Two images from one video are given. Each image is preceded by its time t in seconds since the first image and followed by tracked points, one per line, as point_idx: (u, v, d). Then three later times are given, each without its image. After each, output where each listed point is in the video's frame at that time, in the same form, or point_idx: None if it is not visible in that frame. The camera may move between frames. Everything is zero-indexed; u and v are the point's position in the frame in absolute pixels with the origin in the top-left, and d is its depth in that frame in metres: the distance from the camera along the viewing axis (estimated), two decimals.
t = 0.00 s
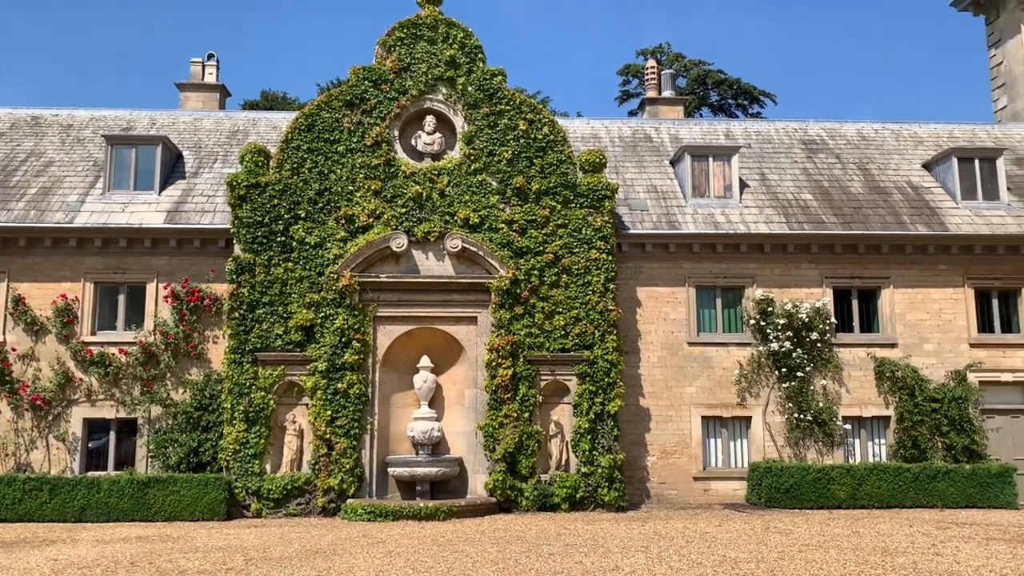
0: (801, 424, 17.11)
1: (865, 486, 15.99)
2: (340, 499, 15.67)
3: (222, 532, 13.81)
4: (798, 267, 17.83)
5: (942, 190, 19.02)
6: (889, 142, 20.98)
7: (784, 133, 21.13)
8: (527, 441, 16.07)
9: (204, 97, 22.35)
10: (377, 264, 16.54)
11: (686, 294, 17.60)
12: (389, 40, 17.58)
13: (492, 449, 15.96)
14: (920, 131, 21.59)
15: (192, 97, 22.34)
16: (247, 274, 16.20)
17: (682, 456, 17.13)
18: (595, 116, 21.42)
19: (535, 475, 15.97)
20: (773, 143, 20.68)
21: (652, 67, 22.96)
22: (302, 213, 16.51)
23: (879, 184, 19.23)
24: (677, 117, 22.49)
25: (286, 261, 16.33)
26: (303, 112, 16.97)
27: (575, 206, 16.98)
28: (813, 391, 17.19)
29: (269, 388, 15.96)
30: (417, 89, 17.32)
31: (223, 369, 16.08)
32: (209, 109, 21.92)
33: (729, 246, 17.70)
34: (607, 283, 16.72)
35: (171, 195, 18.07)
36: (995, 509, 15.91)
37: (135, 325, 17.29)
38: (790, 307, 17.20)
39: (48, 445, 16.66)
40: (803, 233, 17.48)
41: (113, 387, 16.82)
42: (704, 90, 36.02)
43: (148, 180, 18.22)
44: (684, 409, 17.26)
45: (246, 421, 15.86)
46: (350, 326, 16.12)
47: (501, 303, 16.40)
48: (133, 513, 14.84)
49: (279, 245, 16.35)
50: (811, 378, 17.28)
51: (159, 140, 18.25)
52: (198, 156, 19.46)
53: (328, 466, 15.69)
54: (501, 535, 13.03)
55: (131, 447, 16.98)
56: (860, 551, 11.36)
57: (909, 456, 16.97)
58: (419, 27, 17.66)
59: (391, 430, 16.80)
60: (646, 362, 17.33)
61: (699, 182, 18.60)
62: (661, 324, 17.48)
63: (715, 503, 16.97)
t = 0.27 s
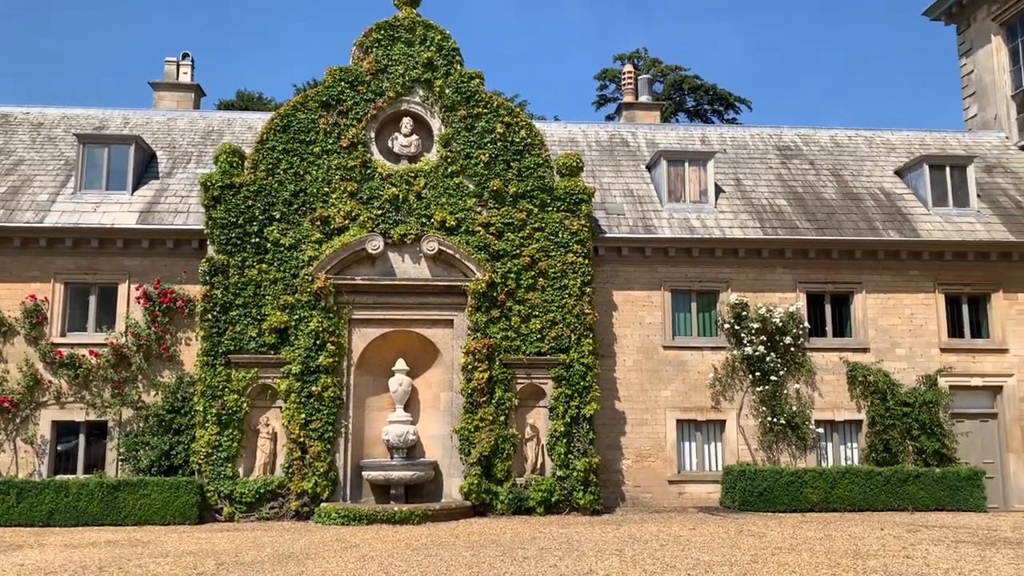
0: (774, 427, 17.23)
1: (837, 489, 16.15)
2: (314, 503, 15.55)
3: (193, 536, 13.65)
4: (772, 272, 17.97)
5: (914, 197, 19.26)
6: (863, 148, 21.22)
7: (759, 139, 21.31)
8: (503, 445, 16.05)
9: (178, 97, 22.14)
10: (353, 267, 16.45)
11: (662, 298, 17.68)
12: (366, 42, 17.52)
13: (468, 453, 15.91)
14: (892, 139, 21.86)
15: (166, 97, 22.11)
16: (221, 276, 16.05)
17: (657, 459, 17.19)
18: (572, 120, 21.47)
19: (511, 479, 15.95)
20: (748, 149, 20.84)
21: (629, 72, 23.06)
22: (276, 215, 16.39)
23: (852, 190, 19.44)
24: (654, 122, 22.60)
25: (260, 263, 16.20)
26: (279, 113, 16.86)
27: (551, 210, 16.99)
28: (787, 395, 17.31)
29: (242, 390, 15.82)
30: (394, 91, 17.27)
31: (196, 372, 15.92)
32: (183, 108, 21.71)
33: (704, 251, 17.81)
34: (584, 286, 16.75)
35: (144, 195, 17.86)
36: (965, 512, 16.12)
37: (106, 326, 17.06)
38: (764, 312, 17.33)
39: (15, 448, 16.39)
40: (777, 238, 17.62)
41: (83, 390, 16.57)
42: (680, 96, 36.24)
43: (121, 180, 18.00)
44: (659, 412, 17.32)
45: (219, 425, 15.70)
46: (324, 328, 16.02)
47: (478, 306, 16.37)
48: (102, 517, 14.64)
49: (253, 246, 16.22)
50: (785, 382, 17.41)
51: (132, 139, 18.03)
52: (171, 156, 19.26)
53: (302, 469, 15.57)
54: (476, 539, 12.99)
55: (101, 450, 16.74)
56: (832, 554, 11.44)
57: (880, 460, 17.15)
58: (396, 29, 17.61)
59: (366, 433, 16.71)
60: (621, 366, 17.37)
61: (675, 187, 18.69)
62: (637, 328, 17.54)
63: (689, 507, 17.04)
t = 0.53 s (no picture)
0: (746, 431, 17.34)
1: (808, 493, 16.28)
2: (285, 507, 15.40)
3: (161, 541, 13.46)
4: (745, 277, 18.10)
5: (884, 204, 19.48)
6: (835, 155, 21.44)
7: (733, 145, 21.47)
8: (476, 449, 16.00)
9: (150, 96, 21.89)
10: (326, 269, 16.34)
11: (636, 302, 17.73)
12: (341, 43, 17.43)
13: (441, 457, 15.86)
14: (863, 146, 22.12)
15: (138, 96, 21.86)
16: (192, 277, 15.87)
17: (631, 463, 17.23)
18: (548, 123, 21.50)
19: (484, 483, 15.91)
20: (721, 154, 20.98)
21: (605, 77, 23.14)
22: (249, 216, 16.25)
23: (824, 196, 19.63)
24: (629, 127, 22.70)
25: (232, 264, 16.04)
26: (252, 113, 16.72)
27: (527, 213, 16.99)
28: (759, 399, 17.43)
29: (213, 393, 15.65)
30: (369, 92, 17.19)
31: (166, 374, 15.72)
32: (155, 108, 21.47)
33: (678, 255, 17.89)
34: (558, 290, 16.75)
35: (115, 195, 17.62)
36: (933, 516, 16.32)
37: (75, 327, 16.80)
38: (737, 316, 17.45)
39: None
40: (750, 243, 17.75)
41: (49, 392, 16.29)
42: (655, 101, 36.43)
43: (91, 179, 17.76)
44: (632, 416, 17.36)
45: (188, 428, 15.51)
46: (297, 331, 15.89)
47: (452, 310, 16.32)
48: (68, 521, 14.38)
49: (225, 248, 16.06)
50: (757, 386, 17.53)
51: (103, 139, 17.82)
52: (142, 155, 19.03)
53: (273, 474, 15.41)
54: (448, 543, 12.93)
55: (67, 454, 16.47)
56: (803, 557, 11.52)
57: (850, 464, 17.31)
58: (372, 30, 17.53)
59: (338, 437, 16.60)
60: (595, 370, 17.40)
61: (649, 192, 18.76)
62: (611, 331, 17.57)
63: (662, 510, 17.09)
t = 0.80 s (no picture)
0: (723, 435, 17.41)
1: (784, 497, 16.38)
2: (260, 512, 15.25)
3: (133, 547, 13.27)
4: (722, 282, 18.19)
5: (860, 210, 19.65)
6: (811, 161, 21.62)
7: (711, 150, 21.58)
8: (454, 453, 15.93)
9: (125, 96, 21.65)
10: (302, 272, 16.21)
11: (614, 306, 17.76)
12: (319, 44, 17.33)
13: (418, 461, 15.78)
14: (839, 152, 22.31)
15: (112, 96, 21.61)
16: (166, 280, 15.70)
17: (608, 467, 17.24)
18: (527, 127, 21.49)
19: (461, 487, 15.84)
20: (699, 159, 21.08)
21: (584, 81, 23.19)
22: (225, 218, 16.10)
23: (801, 202, 19.77)
24: (607, 132, 22.75)
25: (207, 266, 15.88)
26: (228, 115, 16.58)
27: (505, 217, 16.97)
28: (735, 404, 17.51)
29: (187, 397, 15.47)
30: (347, 95, 17.11)
31: (139, 377, 15.52)
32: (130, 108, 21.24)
33: (656, 260, 17.94)
34: (537, 294, 16.74)
35: (88, 196, 17.40)
36: (906, 519, 16.47)
37: (46, 330, 16.56)
38: (714, 321, 17.53)
39: None
40: (728, 248, 17.83)
41: (19, 396, 16.03)
42: (634, 106, 36.57)
43: (64, 180, 17.52)
44: (610, 420, 17.37)
45: (162, 432, 15.32)
46: (272, 334, 15.75)
47: (430, 313, 16.26)
48: (37, 527, 14.11)
49: (200, 250, 15.90)
50: (733, 390, 17.60)
51: (76, 139, 17.58)
52: (117, 156, 18.81)
53: (248, 478, 15.25)
54: (425, 548, 12.86)
55: (38, 458, 16.21)
56: (778, 561, 11.57)
57: (826, 468, 17.43)
58: (350, 32, 17.45)
59: (314, 441, 16.47)
60: (573, 374, 17.40)
61: (628, 197, 18.81)
62: (589, 335, 17.58)
63: (639, 514, 17.11)
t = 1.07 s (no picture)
0: (707, 440, 17.45)
1: (767, 501, 16.44)
2: (242, 517, 15.13)
3: (112, 552, 13.13)
4: (706, 287, 18.25)
5: (842, 216, 19.78)
6: (794, 167, 21.74)
7: (695, 155, 21.66)
8: (437, 457, 15.88)
9: (107, 98, 21.49)
10: (286, 275, 16.13)
11: (598, 310, 17.77)
12: (303, 47, 17.26)
13: (401, 466, 15.71)
14: (822, 158, 22.46)
15: (94, 97, 21.45)
16: (148, 283, 15.57)
17: (592, 471, 17.23)
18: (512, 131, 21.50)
19: (445, 492, 15.79)
20: (683, 165, 21.16)
21: (569, 86, 23.23)
22: (207, 220, 15.99)
23: (784, 207, 19.88)
24: (592, 136, 22.80)
25: (189, 269, 15.76)
26: (211, 117, 16.49)
27: (490, 221, 16.95)
28: (719, 408, 17.56)
29: (168, 401, 15.34)
30: (331, 97, 17.05)
31: (119, 381, 15.37)
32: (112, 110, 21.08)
33: (640, 264, 17.97)
34: (521, 298, 16.72)
35: (69, 198, 17.23)
36: (888, 523, 16.57)
37: (26, 333, 16.38)
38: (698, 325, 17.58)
39: None
40: (712, 253, 17.89)
41: None
42: (619, 111, 36.69)
43: (44, 182, 17.34)
44: (594, 425, 17.37)
45: (143, 436, 15.18)
46: (255, 338, 15.64)
47: (414, 317, 16.21)
48: (16, 533, 13.95)
49: (182, 253, 15.78)
50: (717, 395, 17.65)
51: (57, 140, 17.40)
52: (98, 158, 18.65)
53: (229, 483, 15.14)
54: (408, 553, 12.80)
55: (16, 463, 16.02)
56: (761, 565, 11.60)
57: (808, 472, 17.50)
58: (334, 35, 17.40)
59: (297, 445, 16.37)
60: (558, 378, 17.39)
61: (612, 201, 18.84)
62: (573, 340, 17.58)
63: (623, 519, 17.12)
